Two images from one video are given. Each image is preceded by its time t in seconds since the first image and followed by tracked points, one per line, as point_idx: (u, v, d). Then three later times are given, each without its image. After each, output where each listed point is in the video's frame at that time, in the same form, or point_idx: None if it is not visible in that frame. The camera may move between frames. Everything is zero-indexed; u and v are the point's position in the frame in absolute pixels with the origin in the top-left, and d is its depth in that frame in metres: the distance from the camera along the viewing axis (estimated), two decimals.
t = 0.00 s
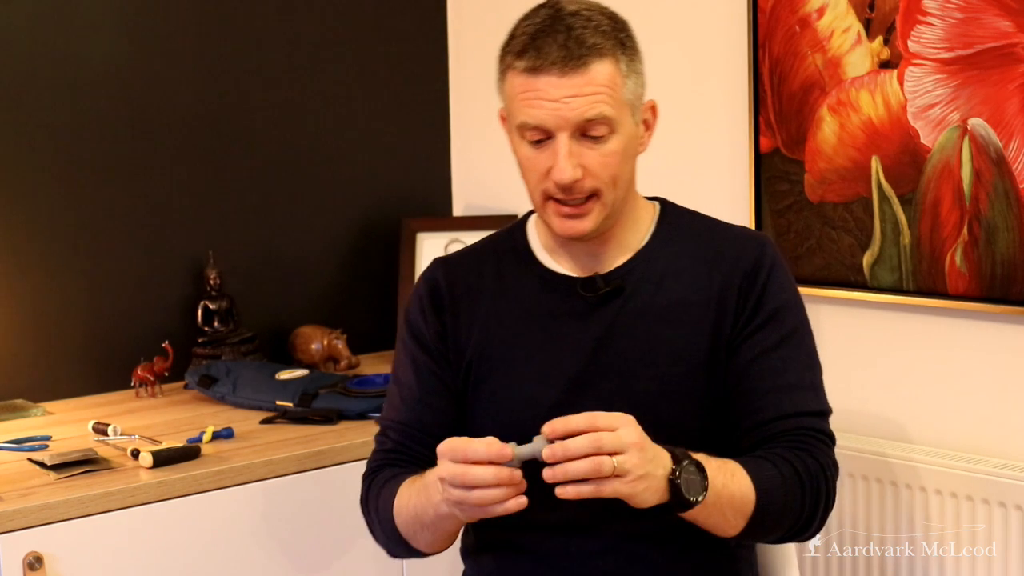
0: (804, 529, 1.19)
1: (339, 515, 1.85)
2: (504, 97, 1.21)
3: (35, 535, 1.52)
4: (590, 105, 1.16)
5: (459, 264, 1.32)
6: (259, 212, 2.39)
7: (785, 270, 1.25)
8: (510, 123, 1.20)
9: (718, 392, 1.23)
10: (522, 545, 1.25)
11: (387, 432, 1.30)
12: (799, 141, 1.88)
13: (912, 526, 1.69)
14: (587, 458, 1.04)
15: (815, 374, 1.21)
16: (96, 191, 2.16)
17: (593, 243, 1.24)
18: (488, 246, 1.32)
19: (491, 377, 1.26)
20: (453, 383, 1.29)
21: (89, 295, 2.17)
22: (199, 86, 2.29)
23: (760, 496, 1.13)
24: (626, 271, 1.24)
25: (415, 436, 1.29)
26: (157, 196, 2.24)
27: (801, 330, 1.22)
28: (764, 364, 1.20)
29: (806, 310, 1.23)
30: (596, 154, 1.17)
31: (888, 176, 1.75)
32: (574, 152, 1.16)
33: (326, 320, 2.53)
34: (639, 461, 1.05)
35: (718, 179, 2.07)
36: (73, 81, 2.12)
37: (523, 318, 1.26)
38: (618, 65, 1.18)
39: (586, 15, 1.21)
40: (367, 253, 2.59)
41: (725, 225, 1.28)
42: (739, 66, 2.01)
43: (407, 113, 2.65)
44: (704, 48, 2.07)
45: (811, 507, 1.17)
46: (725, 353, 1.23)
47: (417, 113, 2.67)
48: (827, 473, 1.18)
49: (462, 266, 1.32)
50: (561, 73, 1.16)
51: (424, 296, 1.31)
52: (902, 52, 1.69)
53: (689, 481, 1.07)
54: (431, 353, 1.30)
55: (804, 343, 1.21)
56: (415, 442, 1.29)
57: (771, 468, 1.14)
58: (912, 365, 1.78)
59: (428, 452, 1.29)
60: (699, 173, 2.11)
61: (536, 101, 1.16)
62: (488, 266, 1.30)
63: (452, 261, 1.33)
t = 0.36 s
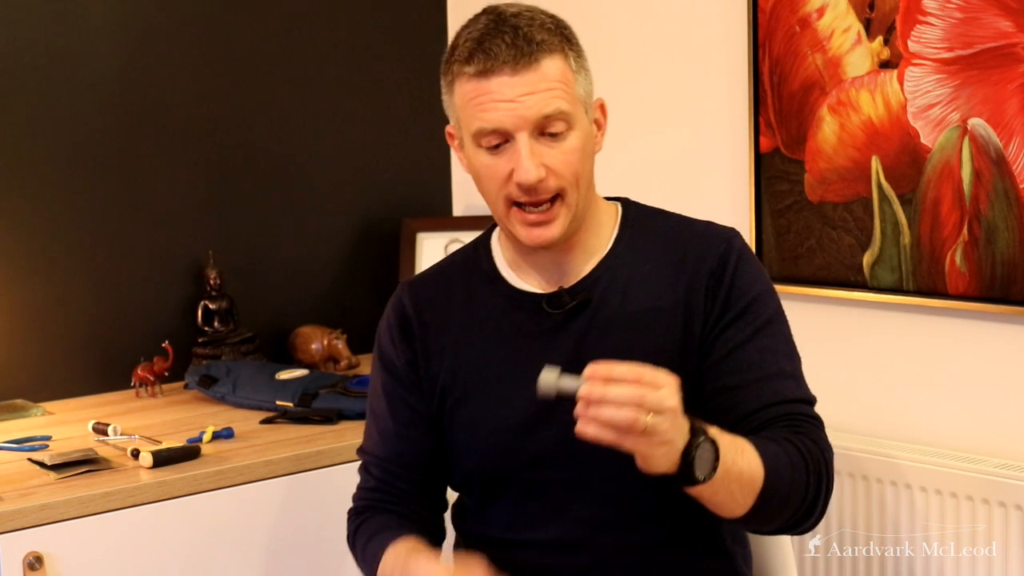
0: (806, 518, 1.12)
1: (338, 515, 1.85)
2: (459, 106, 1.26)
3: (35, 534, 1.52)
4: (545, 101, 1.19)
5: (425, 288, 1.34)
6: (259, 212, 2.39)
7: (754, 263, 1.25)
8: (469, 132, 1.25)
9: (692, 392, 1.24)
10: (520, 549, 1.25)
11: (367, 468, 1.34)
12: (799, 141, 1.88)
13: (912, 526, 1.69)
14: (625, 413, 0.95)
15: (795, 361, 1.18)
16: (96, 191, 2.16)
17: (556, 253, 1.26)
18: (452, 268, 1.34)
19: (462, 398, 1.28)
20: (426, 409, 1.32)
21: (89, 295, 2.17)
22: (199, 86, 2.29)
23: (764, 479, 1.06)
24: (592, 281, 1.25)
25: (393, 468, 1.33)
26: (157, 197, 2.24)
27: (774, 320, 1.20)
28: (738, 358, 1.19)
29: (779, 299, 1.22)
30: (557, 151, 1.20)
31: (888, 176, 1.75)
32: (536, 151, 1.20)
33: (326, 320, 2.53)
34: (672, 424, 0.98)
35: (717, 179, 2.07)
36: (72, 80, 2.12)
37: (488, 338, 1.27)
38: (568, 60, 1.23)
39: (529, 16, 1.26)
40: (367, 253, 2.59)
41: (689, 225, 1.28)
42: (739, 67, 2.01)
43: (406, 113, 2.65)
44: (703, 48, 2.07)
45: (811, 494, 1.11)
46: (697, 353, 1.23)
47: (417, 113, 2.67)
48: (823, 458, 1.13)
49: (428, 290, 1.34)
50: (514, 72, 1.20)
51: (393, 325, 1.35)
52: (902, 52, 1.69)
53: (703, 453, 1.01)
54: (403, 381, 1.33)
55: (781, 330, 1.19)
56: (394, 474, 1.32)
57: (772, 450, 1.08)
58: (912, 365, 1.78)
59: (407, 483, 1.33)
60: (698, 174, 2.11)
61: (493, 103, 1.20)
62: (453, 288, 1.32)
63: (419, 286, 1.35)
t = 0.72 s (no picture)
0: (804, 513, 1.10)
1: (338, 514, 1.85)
2: (438, 107, 1.26)
3: (35, 534, 1.52)
4: (524, 98, 1.20)
5: (409, 298, 1.35)
6: (259, 212, 2.39)
7: (736, 259, 1.23)
8: (448, 133, 1.24)
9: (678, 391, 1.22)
10: (518, 552, 1.25)
11: (361, 480, 1.40)
12: (799, 141, 1.88)
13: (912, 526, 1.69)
14: (643, 377, 0.93)
15: (781, 355, 1.16)
16: (95, 190, 2.16)
17: (533, 259, 1.26)
18: (435, 278, 1.35)
19: (445, 407, 1.29)
20: (410, 426, 1.35)
21: (89, 295, 2.17)
22: (199, 86, 2.29)
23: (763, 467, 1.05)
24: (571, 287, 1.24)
25: (380, 483, 1.37)
26: (157, 196, 2.24)
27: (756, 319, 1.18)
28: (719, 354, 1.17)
29: (762, 294, 1.20)
30: (537, 150, 1.20)
31: (888, 176, 1.74)
32: (516, 149, 1.20)
33: (327, 320, 2.53)
34: (688, 393, 0.96)
35: (717, 180, 2.07)
36: (72, 80, 2.12)
37: (468, 347, 1.28)
38: (545, 58, 1.24)
39: (504, 15, 1.27)
40: (367, 253, 2.59)
41: (670, 224, 1.27)
42: (738, 67, 2.01)
43: (406, 113, 2.65)
44: (703, 48, 2.07)
45: (810, 484, 1.10)
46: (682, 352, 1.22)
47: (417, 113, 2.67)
48: (819, 449, 1.11)
49: (412, 299, 1.35)
50: (493, 69, 1.20)
51: (378, 337, 1.37)
52: (902, 52, 1.69)
53: (713, 429, 1.00)
54: (387, 396, 1.36)
55: (766, 324, 1.18)
56: (381, 489, 1.37)
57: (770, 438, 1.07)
58: (912, 364, 1.78)
59: (394, 498, 1.37)
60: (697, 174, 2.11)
61: (472, 101, 1.21)
62: (434, 299, 1.33)
63: (403, 295, 1.36)
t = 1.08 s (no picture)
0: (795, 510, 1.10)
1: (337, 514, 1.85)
2: (430, 110, 1.26)
3: (35, 534, 1.52)
4: (513, 98, 1.20)
5: (408, 297, 1.35)
6: (260, 212, 2.39)
7: (731, 258, 1.23)
8: (440, 136, 1.25)
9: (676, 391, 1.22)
10: (518, 552, 1.25)
11: (359, 478, 1.40)
12: (799, 141, 1.88)
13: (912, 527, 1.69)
14: (631, 364, 0.92)
15: (777, 354, 1.16)
16: (95, 190, 2.16)
17: (529, 261, 1.25)
18: (434, 277, 1.35)
19: (443, 406, 1.29)
20: (407, 424, 1.35)
21: (89, 296, 2.17)
22: (199, 86, 2.29)
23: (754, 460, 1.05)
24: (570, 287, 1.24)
25: (378, 481, 1.37)
26: (157, 196, 2.24)
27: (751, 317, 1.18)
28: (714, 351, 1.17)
29: (759, 294, 1.20)
30: (529, 150, 1.20)
31: (888, 176, 1.75)
32: (508, 150, 1.20)
33: (327, 320, 2.53)
34: (675, 381, 0.96)
35: (716, 180, 2.08)
36: (72, 80, 2.12)
37: (466, 346, 1.28)
38: (535, 59, 1.24)
39: (494, 17, 1.28)
40: (367, 253, 2.59)
41: (667, 223, 1.27)
42: (738, 67, 2.01)
43: (406, 113, 2.65)
44: (703, 48, 2.07)
45: (803, 480, 1.10)
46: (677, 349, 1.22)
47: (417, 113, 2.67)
48: (813, 445, 1.11)
49: (411, 299, 1.35)
50: (482, 70, 1.21)
51: (377, 336, 1.37)
52: (902, 52, 1.69)
53: (700, 419, 0.99)
54: (386, 395, 1.36)
55: (761, 322, 1.18)
56: (379, 487, 1.37)
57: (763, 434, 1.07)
58: (913, 364, 1.78)
59: (392, 496, 1.37)
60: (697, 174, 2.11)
61: (463, 102, 1.21)
62: (434, 300, 1.33)
63: (402, 294, 1.36)
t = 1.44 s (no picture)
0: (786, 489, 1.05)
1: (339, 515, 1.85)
2: (445, 100, 1.27)
3: (36, 534, 1.52)
4: (530, 91, 1.21)
5: (414, 297, 1.35)
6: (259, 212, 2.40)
7: (735, 255, 1.23)
8: (454, 126, 1.26)
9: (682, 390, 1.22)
10: (522, 552, 1.25)
11: (363, 478, 1.40)
12: (799, 141, 1.88)
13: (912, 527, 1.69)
14: (615, 304, 0.86)
15: (774, 349, 1.15)
16: (95, 190, 2.16)
17: (539, 258, 1.26)
18: (441, 277, 1.35)
19: (449, 406, 1.29)
20: (414, 423, 1.35)
21: (89, 296, 2.17)
22: (199, 86, 2.29)
23: (750, 440, 1.00)
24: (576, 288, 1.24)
25: (383, 481, 1.37)
26: (157, 196, 2.24)
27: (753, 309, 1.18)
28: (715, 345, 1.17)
29: (761, 290, 1.19)
30: (543, 145, 1.21)
31: (888, 176, 1.75)
32: (522, 143, 1.21)
33: (327, 320, 2.53)
34: (651, 344, 0.89)
35: (717, 180, 2.07)
36: (72, 80, 2.12)
37: (473, 345, 1.28)
38: (552, 54, 1.25)
39: (513, 11, 1.29)
40: (367, 253, 2.59)
41: (673, 223, 1.27)
42: (738, 67, 2.01)
43: (406, 113, 2.65)
44: (703, 48, 2.07)
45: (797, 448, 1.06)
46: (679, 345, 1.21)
47: (417, 113, 2.67)
48: (810, 440, 1.08)
49: (417, 299, 1.35)
50: (499, 62, 1.22)
51: (383, 335, 1.36)
52: (902, 52, 1.69)
53: (680, 378, 0.93)
54: (392, 395, 1.36)
55: (760, 317, 1.17)
56: (384, 486, 1.37)
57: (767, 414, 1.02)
58: (913, 364, 1.78)
59: (398, 496, 1.37)
60: (698, 174, 2.11)
61: (479, 94, 1.22)
62: (440, 300, 1.33)
63: (408, 294, 1.36)
